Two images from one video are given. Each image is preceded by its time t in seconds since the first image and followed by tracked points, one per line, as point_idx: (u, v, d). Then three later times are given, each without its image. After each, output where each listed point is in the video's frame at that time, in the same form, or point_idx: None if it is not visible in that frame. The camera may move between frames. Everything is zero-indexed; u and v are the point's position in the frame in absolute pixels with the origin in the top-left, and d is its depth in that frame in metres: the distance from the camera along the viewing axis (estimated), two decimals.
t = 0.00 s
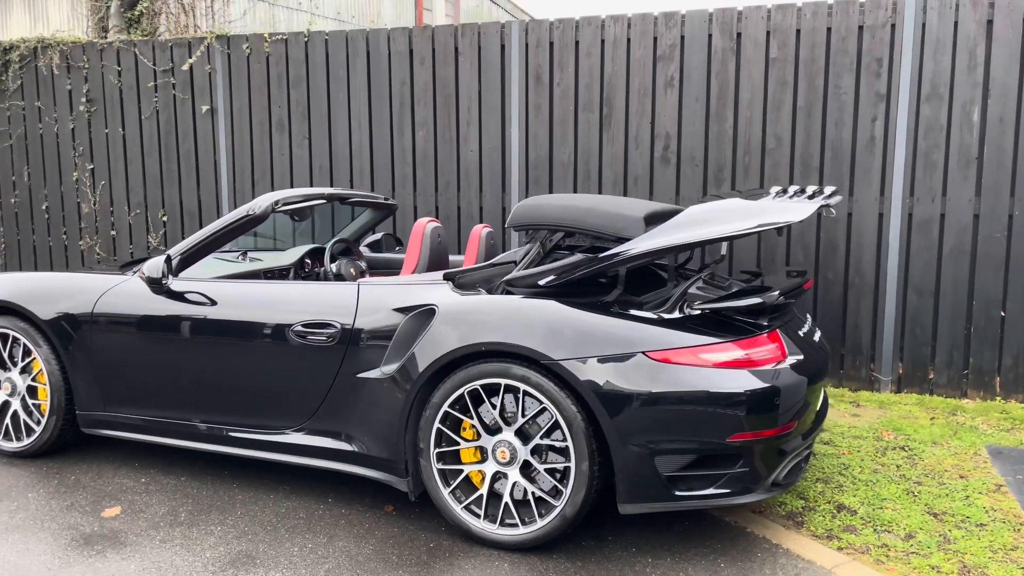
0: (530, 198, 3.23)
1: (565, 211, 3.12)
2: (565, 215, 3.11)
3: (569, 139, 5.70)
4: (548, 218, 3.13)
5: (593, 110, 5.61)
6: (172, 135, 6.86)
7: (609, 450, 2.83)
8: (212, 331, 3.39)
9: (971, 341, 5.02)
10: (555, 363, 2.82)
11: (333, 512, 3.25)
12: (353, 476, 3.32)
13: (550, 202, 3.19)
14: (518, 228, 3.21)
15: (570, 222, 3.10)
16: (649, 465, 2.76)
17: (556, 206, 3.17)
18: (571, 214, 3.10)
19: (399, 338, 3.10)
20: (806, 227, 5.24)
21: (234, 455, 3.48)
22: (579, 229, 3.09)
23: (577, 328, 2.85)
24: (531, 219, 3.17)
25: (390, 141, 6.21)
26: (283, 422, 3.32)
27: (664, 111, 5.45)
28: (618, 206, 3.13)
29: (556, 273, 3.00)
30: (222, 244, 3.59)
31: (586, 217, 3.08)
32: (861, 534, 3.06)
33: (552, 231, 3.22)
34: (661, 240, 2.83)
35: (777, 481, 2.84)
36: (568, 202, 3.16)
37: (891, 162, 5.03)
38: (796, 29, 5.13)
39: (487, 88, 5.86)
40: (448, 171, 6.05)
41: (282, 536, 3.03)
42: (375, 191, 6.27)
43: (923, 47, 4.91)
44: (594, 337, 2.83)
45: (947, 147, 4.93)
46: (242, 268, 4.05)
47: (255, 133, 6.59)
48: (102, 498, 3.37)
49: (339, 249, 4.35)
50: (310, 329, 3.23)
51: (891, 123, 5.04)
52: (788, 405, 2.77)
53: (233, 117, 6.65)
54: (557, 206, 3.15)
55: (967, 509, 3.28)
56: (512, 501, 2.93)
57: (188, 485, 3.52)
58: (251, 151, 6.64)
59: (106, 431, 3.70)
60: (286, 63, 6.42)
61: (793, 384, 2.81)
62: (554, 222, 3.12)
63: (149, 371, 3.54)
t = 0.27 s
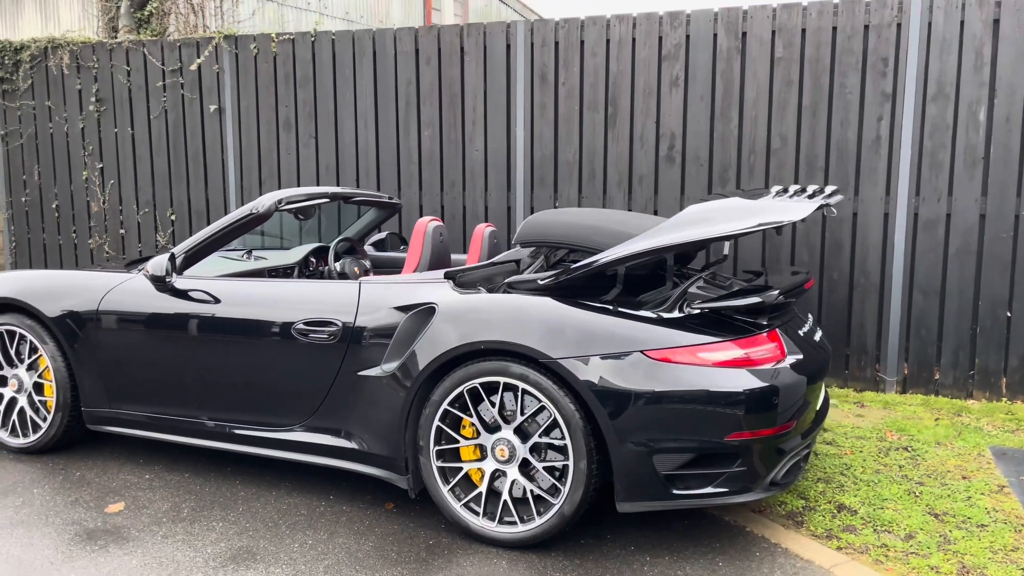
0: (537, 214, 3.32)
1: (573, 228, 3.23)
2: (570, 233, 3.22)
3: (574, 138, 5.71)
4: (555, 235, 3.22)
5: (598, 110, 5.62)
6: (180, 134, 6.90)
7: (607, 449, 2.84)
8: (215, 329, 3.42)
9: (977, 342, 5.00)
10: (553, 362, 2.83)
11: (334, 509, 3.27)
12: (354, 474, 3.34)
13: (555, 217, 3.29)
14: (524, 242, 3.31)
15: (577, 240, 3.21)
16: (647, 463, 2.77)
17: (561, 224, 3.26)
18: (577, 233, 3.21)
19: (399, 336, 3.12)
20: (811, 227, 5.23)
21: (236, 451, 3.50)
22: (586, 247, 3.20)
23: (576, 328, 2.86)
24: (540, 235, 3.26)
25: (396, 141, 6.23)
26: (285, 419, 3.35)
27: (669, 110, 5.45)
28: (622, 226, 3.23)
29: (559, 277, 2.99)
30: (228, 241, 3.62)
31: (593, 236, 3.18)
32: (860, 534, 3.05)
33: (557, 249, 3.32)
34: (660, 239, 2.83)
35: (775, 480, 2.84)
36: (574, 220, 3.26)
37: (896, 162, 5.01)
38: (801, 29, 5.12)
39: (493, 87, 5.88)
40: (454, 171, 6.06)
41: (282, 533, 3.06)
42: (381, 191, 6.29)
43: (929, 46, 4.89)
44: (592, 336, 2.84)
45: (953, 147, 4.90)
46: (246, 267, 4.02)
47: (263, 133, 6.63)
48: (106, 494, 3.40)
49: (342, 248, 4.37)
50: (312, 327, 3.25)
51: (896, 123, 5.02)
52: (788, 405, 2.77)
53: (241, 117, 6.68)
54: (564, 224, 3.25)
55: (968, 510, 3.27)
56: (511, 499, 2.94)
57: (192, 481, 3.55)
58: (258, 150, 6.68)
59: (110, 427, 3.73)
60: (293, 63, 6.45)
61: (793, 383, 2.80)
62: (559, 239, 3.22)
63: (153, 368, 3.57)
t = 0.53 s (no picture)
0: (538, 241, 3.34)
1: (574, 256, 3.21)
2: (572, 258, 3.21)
3: (577, 139, 5.71)
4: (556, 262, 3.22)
5: (601, 110, 5.63)
6: (186, 135, 6.93)
7: (606, 448, 2.85)
8: (218, 329, 3.44)
9: (981, 343, 4.99)
10: (552, 362, 2.84)
11: (337, 508, 3.29)
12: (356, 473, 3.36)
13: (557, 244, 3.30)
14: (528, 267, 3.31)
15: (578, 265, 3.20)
16: (646, 463, 2.77)
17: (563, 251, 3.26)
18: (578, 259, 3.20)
19: (400, 335, 3.13)
20: (814, 227, 5.23)
21: (239, 450, 3.52)
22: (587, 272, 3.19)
23: (576, 328, 2.87)
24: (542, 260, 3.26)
25: (400, 141, 6.25)
26: (287, 418, 3.36)
27: (672, 111, 5.45)
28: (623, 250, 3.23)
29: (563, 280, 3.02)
30: (233, 240, 3.64)
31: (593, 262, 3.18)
32: (861, 534, 3.05)
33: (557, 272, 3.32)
34: (662, 239, 2.85)
35: (775, 480, 2.84)
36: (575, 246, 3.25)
37: (900, 162, 5.01)
38: (805, 29, 5.12)
39: (496, 88, 5.89)
40: (458, 171, 6.08)
41: (284, 531, 3.07)
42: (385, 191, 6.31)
43: (933, 46, 4.88)
44: (592, 337, 2.84)
45: (957, 147, 4.89)
46: (249, 267, 4.03)
47: (268, 133, 6.66)
48: (111, 492, 3.43)
49: (346, 249, 4.33)
50: (314, 327, 3.27)
51: (900, 123, 5.01)
52: (789, 405, 2.77)
53: (246, 117, 6.71)
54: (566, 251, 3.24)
55: (970, 510, 3.26)
56: (511, 498, 2.95)
57: (195, 480, 3.57)
58: (263, 151, 6.70)
59: (115, 426, 3.76)
60: (298, 63, 6.48)
61: (793, 384, 2.80)
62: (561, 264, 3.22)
63: (157, 367, 3.60)
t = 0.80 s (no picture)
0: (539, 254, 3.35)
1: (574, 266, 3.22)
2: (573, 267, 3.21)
3: (579, 138, 5.71)
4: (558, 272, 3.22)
5: (603, 110, 5.63)
6: (189, 135, 6.95)
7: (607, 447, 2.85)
8: (220, 328, 3.45)
9: (984, 342, 4.98)
10: (554, 361, 2.85)
11: (338, 506, 3.30)
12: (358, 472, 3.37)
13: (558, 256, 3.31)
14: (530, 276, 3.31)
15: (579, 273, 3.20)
16: (647, 462, 2.77)
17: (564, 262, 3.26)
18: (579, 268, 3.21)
19: (402, 334, 3.14)
20: (817, 227, 5.22)
21: (241, 449, 3.54)
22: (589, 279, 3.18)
23: (577, 328, 2.87)
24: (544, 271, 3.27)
25: (402, 141, 6.26)
26: (289, 417, 3.37)
27: (674, 110, 5.45)
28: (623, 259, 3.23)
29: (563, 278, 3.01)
30: (235, 240, 3.65)
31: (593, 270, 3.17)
32: (862, 533, 3.05)
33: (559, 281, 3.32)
34: (663, 238, 2.85)
35: (775, 479, 2.84)
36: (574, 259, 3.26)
37: (903, 161, 5.00)
38: (807, 28, 5.11)
39: (499, 87, 5.90)
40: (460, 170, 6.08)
41: (286, 530, 3.08)
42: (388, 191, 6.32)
43: (935, 45, 4.87)
44: (593, 336, 2.85)
45: (959, 146, 4.88)
46: (252, 266, 4.04)
47: (271, 133, 6.67)
48: (114, 491, 3.44)
49: (347, 248, 4.39)
50: (316, 326, 3.28)
51: (903, 122, 5.00)
52: (789, 404, 2.77)
53: (249, 117, 6.73)
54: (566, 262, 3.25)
55: (972, 510, 3.26)
56: (512, 497, 2.95)
57: (197, 479, 3.58)
58: (266, 150, 6.72)
59: (118, 425, 3.77)
60: (301, 63, 6.49)
61: (794, 383, 2.80)
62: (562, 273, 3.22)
63: (159, 366, 3.61)
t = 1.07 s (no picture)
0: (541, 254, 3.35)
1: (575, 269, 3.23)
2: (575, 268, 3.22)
3: (581, 137, 5.71)
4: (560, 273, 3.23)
5: (605, 109, 5.63)
6: (191, 134, 6.96)
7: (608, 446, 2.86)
8: (222, 327, 3.46)
9: (986, 341, 4.97)
10: (556, 359, 2.85)
11: (340, 505, 3.31)
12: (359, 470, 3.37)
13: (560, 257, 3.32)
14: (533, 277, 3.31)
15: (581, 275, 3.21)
16: (648, 460, 2.78)
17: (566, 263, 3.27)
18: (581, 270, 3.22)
19: (403, 333, 3.14)
20: (819, 225, 5.22)
21: (244, 448, 3.54)
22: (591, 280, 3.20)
23: (578, 327, 2.87)
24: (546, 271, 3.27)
25: (404, 140, 6.26)
26: (291, 416, 3.38)
27: (676, 109, 5.45)
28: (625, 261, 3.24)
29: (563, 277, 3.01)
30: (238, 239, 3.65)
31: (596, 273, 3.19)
32: (864, 532, 3.05)
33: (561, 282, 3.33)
34: (664, 237, 2.84)
35: (776, 478, 2.84)
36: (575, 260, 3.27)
37: (905, 159, 4.99)
38: (809, 27, 5.11)
39: (500, 86, 5.90)
40: (461, 170, 6.09)
41: (288, 528, 3.09)
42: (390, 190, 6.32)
43: (937, 44, 4.87)
44: (594, 334, 2.85)
45: (961, 145, 4.88)
46: (254, 266, 4.05)
47: (272, 132, 6.67)
48: (116, 489, 3.45)
49: (350, 248, 4.35)
50: (317, 325, 3.28)
51: (905, 121, 5.00)
52: (791, 403, 2.77)
53: (251, 116, 6.73)
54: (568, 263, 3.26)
55: (973, 508, 3.26)
56: (513, 496, 2.96)
57: (200, 477, 3.59)
58: (268, 149, 6.72)
59: (120, 424, 3.78)
60: (303, 63, 6.49)
61: (795, 381, 2.80)
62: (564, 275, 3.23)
63: (161, 365, 3.61)
